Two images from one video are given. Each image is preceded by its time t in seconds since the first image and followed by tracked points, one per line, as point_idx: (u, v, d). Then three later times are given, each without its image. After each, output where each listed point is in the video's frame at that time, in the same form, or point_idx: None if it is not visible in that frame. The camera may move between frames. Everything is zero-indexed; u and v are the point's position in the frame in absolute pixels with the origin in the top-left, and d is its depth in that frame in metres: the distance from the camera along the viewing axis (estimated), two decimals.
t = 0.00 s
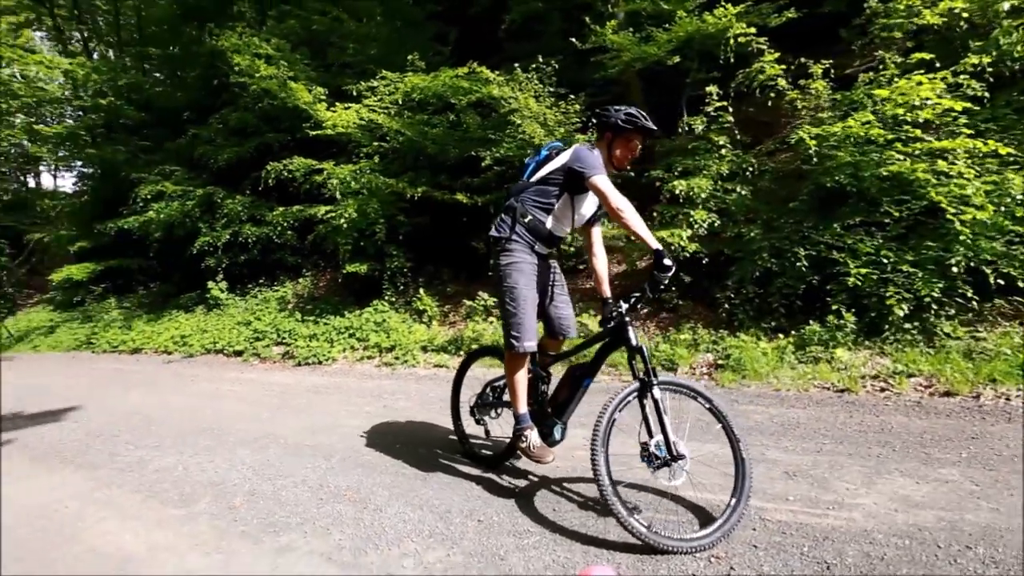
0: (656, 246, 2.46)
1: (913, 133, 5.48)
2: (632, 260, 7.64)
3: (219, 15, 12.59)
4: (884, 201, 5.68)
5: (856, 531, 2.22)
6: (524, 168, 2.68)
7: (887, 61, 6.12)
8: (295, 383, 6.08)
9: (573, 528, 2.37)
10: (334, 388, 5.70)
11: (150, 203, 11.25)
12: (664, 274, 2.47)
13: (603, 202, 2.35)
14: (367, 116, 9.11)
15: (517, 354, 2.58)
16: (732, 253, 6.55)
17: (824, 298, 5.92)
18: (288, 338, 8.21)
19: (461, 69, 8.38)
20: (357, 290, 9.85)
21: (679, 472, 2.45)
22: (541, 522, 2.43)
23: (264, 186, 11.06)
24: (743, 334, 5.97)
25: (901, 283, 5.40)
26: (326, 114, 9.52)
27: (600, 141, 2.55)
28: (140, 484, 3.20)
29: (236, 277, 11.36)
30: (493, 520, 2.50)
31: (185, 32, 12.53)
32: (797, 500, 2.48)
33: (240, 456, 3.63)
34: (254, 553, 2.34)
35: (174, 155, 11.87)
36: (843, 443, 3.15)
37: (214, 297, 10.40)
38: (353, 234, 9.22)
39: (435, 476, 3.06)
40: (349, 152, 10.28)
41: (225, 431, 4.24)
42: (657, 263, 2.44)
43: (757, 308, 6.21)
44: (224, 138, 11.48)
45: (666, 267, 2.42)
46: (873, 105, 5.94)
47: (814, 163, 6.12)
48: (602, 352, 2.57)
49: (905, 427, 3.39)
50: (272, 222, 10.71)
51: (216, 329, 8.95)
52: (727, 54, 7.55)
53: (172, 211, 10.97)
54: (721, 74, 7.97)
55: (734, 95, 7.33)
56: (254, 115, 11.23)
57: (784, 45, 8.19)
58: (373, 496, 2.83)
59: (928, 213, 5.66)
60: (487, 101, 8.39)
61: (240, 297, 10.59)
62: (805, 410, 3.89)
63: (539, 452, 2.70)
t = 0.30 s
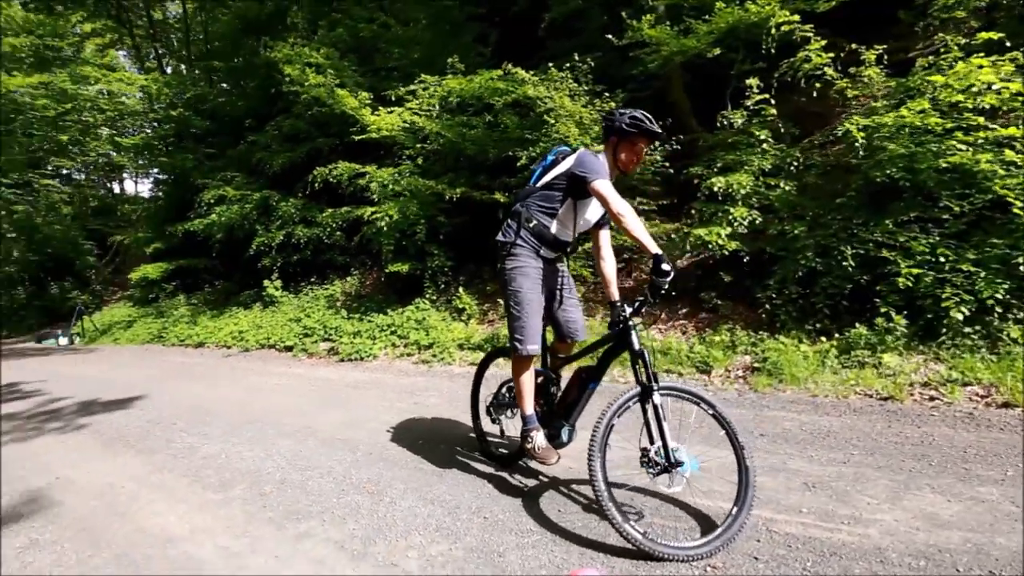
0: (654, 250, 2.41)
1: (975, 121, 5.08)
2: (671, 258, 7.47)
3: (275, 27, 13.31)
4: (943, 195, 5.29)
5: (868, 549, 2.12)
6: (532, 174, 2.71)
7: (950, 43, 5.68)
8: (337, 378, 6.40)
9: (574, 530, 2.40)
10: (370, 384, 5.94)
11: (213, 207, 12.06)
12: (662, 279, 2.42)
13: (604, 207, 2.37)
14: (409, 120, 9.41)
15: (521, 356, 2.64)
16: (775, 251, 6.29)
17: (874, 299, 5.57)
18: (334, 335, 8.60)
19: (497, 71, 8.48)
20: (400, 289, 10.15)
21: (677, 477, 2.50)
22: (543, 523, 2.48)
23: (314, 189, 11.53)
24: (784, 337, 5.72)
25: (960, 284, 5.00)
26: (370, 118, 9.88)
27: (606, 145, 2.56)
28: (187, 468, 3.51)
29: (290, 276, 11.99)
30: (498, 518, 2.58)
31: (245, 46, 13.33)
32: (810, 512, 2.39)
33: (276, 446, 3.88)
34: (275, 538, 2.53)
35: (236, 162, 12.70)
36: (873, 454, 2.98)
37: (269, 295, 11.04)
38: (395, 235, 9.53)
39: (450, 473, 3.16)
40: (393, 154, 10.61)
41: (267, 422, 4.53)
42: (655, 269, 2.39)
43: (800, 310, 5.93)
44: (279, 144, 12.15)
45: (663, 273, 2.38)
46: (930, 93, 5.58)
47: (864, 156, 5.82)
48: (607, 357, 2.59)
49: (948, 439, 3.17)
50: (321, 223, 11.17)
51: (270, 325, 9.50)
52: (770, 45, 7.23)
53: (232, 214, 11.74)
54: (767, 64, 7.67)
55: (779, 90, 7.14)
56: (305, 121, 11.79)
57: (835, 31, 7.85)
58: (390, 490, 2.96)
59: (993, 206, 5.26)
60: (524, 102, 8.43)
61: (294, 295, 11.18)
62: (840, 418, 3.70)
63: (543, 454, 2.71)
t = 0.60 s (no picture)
0: (646, 264, 2.36)
1: None
2: (701, 261, 7.31)
3: (316, 36, 13.75)
4: (991, 195, 4.98)
5: (873, 573, 2.04)
6: (536, 185, 2.76)
7: (1004, 32, 5.33)
8: (366, 378, 6.61)
9: (572, 539, 2.44)
10: (397, 385, 6.11)
11: (256, 211, 12.62)
12: (652, 295, 2.40)
13: (602, 220, 2.40)
14: (441, 125, 9.58)
15: (526, 367, 2.68)
16: (809, 254, 6.07)
17: (914, 305, 5.31)
18: (366, 335, 8.86)
19: (525, 75, 8.49)
20: (431, 290, 10.36)
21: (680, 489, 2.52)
22: (544, 530, 2.53)
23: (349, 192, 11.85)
24: (816, 344, 5.52)
25: (1009, 291, 4.69)
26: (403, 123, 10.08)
27: (608, 155, 2.59)
28: (218, 464, 3.73)
29: (328, 277, 12.41)
30: (501, 523, 2.63)
31: (288, 55, 13.85)
32: (818, 532, 2.32)
33: (301, 444, 4.07)
34: (291, 535, 2.67)
35: (280, 168, 13.27)
36: (896, 472, 2.86)
37: (308, 296, 11.48)
38: (426, 237, 9.73)
39: (461, 477, 3.23)
40: (426, 158, 10.81)
41: (297, 420, 4.74)
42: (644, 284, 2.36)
43: (834, 316, 5.70)
44: (318, 149, 12.57)
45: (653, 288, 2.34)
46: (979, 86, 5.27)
47: (905, 155, 5.58)
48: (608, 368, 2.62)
49: (982, 458, 2.99)
50: (359, 226, 11.40)
51: (307, 326, 9.88)
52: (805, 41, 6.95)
53: (274, 218, 12.25)
54: (805, 59, 7.40)
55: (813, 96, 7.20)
56: (342, 127, 12.15)
57: (883, 21, 7.68)
58: (402, 492, 3.06)
59: None
60: (552, 104, 8.42)
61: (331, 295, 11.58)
62: (867, 432, 3.55)
63: (546, 461, 2.77)
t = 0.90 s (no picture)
0: (636, 277, 2.42)
1: None
2: (729, 263, 7.14)
3: (350, 43, 14.12)
4: None
5: None
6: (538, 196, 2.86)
7: None
8: (391, 378, 6.80)
9: (566, 547, 2.51)
10: (420, 385, 6.26)
11: (294, 214, 13.10)
12: (640, 308, 2.47)
13: (595, 233, 2.49)
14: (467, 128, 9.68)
15: (524, 374, 2.78)
16: (841, 257, 5.84)
17: (951, 311, 5.05)
18: (395, 335, 9.09)
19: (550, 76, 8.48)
20: (460, 291, 10.52)
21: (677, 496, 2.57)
22: (539, 537, 2.60)
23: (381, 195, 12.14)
24: (845, 350, 5.33)
25: None
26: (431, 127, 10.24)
27: (606, 166, 2.62)
28: (243, 460, 3.94)
29: (361, 278, 12.77)
30: (500, 527, 2.71)
31: (324, 62, 14.26)
32: (815, 549, 2.29)
33: (322, 443, 4.25)
34: (302, 530, 2.82)
35: (317, 171, 13.73)
36: (910, 489, 2.76)
37: (342, 296, 11.85)
38: (453, 239, 9.89)
39: (467, 479, 3.32)
40: (454, 161, 10.96)
41: (321, 419, 4.94)
42: (632, 298, 2.44)
43: (866, 321, 5.48)
44: (352, 153, 12.92)
45: (640, 303, 2.42)
46: None
47: (944, 153, 5.30)
48: (604, 378, 2.67)
49: (1007, 477, 2.84)
50: (390, 228, 11.68)
51: (340, 325, 10.22)
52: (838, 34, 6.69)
53: (309, 220, 12.68)
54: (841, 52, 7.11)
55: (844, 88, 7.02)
56: (374, 131, 12.44)
57: (929, 8, 7.24)
58: (409, 492, 3.17)
59: None
60: (576, 105, 8.38)
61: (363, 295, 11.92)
62: (889, 445, 3.42)
63: (542, 468, 2.83)
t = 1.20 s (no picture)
0: (637, 288, 2.45)
1: None
2: (747, 266, 7.04)
3: (374, 48, 14.39)
4: None
5: None
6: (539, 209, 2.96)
7: None
8: (408, 379, 6.96)
9: (564, 549, 2.58)
10: (436, 386, 6.40)
11: (318, 216, 13.42)
12: (644, 317, 2.47)
13: (595, 245, 2.56)
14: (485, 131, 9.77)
15: (524, 380, 2.87)
16: (862, 261, 5.71)
17: (975, 318, 4.92)
18: (414, 336, 9.27)
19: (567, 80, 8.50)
20: (479, 292, 10.64)
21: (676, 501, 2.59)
22: (538, 538, 2.68)
23: (402, 198, 12.35)
24: (863, 356, 5.23)
25: None
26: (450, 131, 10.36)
27: (604, 181, 2.72)
28: (263, 458, 4.12)
29: (383, 279, 13.02)
30: (501, 528, 2.80)
31: (349, 67, 14.54)
32: (810, 559, 2.30)
33: (337, 442, 4.41)
34: (313, 526, 2.95)
35: (341, 174, 14.04)
36: (914, 501, 2.74)
37: (364, 296, 12.12)
38: (472, 242, 10.01)
39: (473, 481, 3.42)
40: (474, 164, 11.08)
41: (338, 419, 5.10)
42: (634, 307, 2.45)
43: (885, 327, 5.37)
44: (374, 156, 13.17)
45: (642, 311, 2.43)
46: None
47: (968, 155, 5.15)
48: (605, 385, 2.72)
49: (1019, 490, 2.78)
50: (412, 230, 11.85)
51: (361, 326, 10.46)
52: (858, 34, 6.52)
53: (333, 223, 12.97)
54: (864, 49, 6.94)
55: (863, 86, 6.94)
56: (396, 135, 12.64)
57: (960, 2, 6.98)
58: (416, 492, 3.29)
59: None
60: (593, 109, 8.38)
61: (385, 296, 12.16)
62: (898, 456, 3.37)
63: (544, 472, 2.93)
